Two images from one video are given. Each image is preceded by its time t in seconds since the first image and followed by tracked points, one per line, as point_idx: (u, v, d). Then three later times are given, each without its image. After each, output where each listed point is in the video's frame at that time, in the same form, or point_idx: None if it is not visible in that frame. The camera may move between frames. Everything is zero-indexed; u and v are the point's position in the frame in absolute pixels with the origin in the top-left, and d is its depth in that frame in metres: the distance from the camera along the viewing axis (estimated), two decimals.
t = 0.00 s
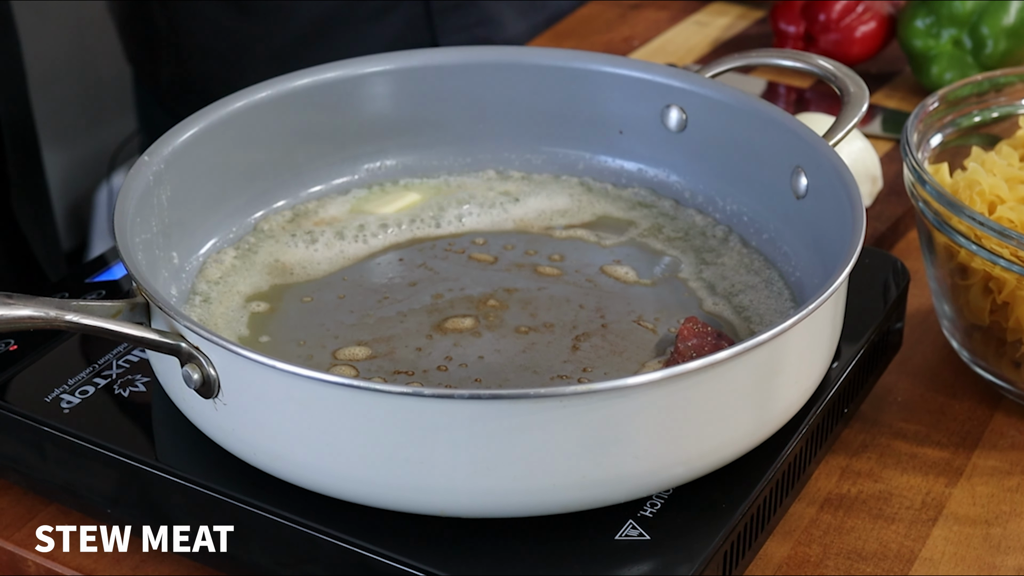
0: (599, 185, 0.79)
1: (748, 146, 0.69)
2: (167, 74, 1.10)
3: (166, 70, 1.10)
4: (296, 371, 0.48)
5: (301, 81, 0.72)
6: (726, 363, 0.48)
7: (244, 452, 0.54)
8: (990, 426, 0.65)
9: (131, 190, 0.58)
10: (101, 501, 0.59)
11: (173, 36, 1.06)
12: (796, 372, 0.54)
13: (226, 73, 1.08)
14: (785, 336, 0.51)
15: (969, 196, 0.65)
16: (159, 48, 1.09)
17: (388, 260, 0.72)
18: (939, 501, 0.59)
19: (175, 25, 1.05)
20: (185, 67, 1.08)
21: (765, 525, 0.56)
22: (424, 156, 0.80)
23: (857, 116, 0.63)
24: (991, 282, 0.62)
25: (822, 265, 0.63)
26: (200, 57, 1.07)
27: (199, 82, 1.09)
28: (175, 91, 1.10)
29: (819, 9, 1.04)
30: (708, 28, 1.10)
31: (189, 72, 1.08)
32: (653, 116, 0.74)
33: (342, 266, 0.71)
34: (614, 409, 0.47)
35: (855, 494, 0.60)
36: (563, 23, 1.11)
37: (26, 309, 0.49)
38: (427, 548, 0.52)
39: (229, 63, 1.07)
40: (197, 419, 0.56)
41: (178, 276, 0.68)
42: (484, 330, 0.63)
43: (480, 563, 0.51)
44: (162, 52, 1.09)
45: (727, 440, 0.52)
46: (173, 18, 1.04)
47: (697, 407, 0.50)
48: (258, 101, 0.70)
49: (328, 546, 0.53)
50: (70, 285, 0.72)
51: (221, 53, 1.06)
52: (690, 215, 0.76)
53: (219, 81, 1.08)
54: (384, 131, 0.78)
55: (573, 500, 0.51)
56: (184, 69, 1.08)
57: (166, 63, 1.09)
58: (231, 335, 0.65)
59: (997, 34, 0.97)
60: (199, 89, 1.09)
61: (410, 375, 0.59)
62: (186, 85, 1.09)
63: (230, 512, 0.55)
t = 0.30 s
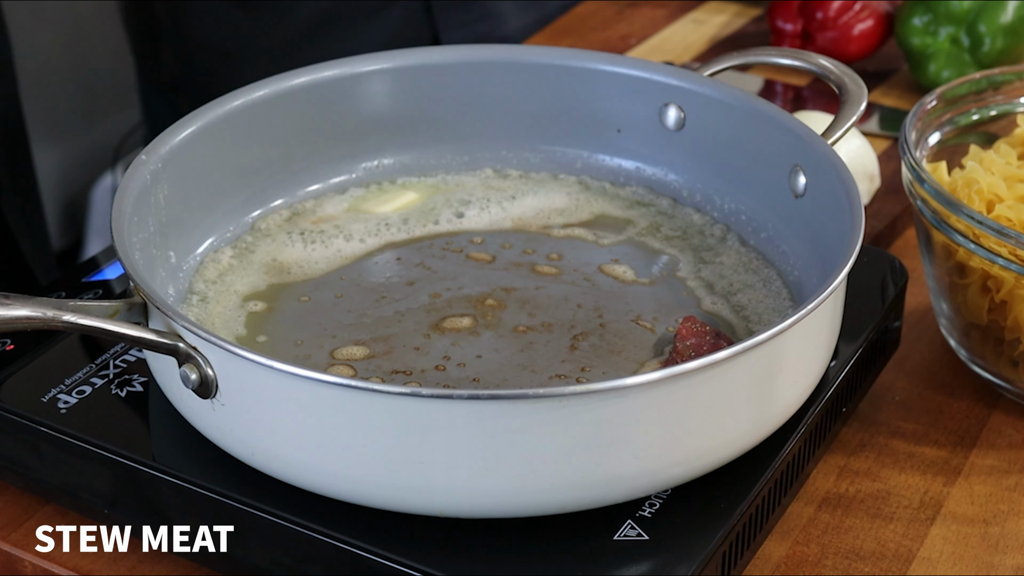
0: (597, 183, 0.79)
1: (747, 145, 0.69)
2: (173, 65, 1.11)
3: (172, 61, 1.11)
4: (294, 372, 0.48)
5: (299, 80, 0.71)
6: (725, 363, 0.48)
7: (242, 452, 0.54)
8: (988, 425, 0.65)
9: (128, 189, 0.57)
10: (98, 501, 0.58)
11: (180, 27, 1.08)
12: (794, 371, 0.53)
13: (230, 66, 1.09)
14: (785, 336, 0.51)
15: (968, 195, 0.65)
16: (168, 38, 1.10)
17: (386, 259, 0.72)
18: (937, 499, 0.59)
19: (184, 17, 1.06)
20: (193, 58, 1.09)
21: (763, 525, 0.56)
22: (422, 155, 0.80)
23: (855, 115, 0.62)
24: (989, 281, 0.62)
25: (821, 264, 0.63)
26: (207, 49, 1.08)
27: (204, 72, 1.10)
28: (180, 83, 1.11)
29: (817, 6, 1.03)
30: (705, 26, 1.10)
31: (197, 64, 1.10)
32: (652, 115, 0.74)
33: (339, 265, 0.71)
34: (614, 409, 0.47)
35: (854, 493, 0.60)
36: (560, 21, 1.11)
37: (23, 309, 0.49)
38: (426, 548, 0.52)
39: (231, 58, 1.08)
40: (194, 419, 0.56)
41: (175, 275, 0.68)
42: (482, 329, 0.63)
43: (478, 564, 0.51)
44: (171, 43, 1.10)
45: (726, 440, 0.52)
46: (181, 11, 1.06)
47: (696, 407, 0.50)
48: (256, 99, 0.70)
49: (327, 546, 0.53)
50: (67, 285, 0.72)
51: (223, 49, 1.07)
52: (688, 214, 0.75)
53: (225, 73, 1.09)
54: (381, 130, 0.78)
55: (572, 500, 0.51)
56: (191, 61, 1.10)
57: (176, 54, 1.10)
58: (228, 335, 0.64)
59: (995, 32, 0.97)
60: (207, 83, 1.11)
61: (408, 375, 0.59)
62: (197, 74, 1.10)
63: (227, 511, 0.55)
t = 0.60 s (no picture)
0: (601, 181, 0.79)
1: (751, 144, 0.69)
2: (165, 74, 1.07)
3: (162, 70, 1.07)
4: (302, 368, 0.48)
5: (302, 78, 0.71)
6: (732, 358, 0.48)
7: (248, 448, 0.54)
8: (992, 422, 0.65)
9: (132, 186, 0.57)
10: (103, 499, 0.58)
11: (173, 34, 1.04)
12: (800, 367, 0.54)
13: (229, 73, 1.06)
14: (791, 331, 0.51)
15: (971, 192, 0.65)
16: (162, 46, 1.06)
17: (390, 257, 0.71)
18: (942, 496, 0.59)
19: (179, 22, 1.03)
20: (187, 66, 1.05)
21: (769, 521, 0.56)
22: (426, 154, 0.80)
23: (859, 112, 0.63)
24: (993, 279, 0.62)
25: (826, 261, 0.63)
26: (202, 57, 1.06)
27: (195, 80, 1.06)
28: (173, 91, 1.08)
29: (819, 6, 1.04)
30: (708, 25, 1.10)
31: (191, 72, 1.06)
32: (655, 113, 0.74)
33: (343, 263, 0.71)
34: (621, 404, 0.47)
35: (859, 490, 0.60)
36: (562, 21, 1.11)
37: (27, 307, 0.49)
38: (433, 545, 0.52)
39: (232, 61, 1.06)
40: (199, 416, 0.56)
41: (179, 274, 0.68)
42: (486, 327, 0.63)
43: (484, 560, 0.51)
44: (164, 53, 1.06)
45: (732, 435, 0.52)
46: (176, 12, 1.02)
47: (703, 403, 0.50)
48: (260, 98, 0.70)
49: (331, 542, 0.53)
50: (70, 284, 0.72)
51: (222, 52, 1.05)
52: (692, 212, 0.75)
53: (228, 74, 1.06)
54: (384, 128, 0.78)
55: (579, 496, 0.51)
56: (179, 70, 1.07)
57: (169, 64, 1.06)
58: (232, 332, 0.64)
59: (997, 31, 0.97)
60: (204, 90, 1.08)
61: (413, 372, 0.59)
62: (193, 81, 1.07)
63: (233, 508, 0.55)
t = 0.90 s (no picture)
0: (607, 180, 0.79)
1: (756, 141, 0.69)
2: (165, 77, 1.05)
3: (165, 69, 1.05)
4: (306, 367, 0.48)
5: (308, 76, 0.72)
6: (736, 357, 0.48)
7: (253, 446, 0.54)
8: (998, 421, 0.64)
9: (138, 184, 0.58)
10: (108, 496, 0.59)
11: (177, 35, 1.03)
12: (804, 366, 0.53)
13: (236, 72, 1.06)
14: (796, 330, 0.51)
15: (978, 190, 0.64)
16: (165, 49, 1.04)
17: (396, 256, 0.72)
18: (947, 495, 0.59)
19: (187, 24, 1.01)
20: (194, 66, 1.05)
21: (772, 520, 0.56)
22: (431, 152, 0.80)
23: (865, 110, 0.62)
24: (1000, 277, 0.62)
25: (832, 259, 0.63)
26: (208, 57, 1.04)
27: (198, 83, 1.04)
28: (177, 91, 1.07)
29: (827, 4, 1.04)
30: (716, 23, 1.10)
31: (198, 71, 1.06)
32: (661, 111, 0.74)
33: (349, 262, 0.71)
34: (625, 403, 0.47)
35: (863, 489, 0.60)
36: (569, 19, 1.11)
37: (34, 304, 0.49)
38: (436, 543, 0.52)
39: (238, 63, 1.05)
40: (204, 414, 0.56)
41: (185, 271, 0.68)
42: (491, 325, 0.63)
43: (487, 559, 0.51)
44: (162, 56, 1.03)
45: (736, 434, 0.52)
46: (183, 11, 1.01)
47: (707, 401, 0.50)
48: (268, 95, 0.70)
49: (336, 541, 0.53)
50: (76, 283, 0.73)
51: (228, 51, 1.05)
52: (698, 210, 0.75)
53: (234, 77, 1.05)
54: (389, 127, 0.78)
55: (582, 495, 0.51)
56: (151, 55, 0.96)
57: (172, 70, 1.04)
58: (238, 331, 0.65)
59: (1005, 28, 0.97)
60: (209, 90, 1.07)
61: (418, 370, 0.59)
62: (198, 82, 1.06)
63: (237, 506, 0.55)
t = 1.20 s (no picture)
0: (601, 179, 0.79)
1: (750, 141, 0.69)
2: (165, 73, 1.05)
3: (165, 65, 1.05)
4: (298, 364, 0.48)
5: (302, 76, 0.72)
6: (728, 355, 0.48)
7: (246, 445, 0.54)
8: (991, 419, 0.65)
9: (132, 183, 0.58)
10: (102, 495, 0.59)
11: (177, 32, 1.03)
12: (796, 364, 0.54)
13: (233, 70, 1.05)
14: (787, 328, 0.51)
15: (971, 189, 0.65)
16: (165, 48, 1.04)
17: (390, 254, 0.72)
18: (940, 494, 0.59)
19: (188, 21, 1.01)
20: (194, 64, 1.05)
21: (765, 519, 0.56)
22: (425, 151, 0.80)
23: (859, 108, 0.62)
24: (992, 276, 0.62)
25: (825, 258, 0.63)
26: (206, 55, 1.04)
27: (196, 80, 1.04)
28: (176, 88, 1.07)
29: (822, 2, 1.04)
30: (711, 21, 1.10)
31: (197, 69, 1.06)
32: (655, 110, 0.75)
33: (343, 260, 0.71)
34: (616, 401, 0.48)
35: (856, 487, 0.60)
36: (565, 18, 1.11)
37: (27, 304, 0.49)
38: (429, 542, 0.52)
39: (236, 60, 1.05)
40: (198, 413, 0.56)
41: (179, 270, 0.68)
42: (485, 323, 0.63)
43: (480, 557, 0.51)
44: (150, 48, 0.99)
45: (728, 432, 0.52)
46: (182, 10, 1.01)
47: (698, 400, 0.50)
48: (261, 94, 0.70)
49: (329, 539, 0.53)
50: (70, 282, 0.73)
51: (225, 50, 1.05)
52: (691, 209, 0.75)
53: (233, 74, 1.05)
54: (383, 125, 0.78)
55: (574, 493, 0.51)
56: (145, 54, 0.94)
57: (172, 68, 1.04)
58: (232, 329, 0.65)
59: (999, 27, 0.96)
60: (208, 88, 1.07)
61: (411, 368, 0.59)
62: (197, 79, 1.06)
63: (231, 504, 0.55)
